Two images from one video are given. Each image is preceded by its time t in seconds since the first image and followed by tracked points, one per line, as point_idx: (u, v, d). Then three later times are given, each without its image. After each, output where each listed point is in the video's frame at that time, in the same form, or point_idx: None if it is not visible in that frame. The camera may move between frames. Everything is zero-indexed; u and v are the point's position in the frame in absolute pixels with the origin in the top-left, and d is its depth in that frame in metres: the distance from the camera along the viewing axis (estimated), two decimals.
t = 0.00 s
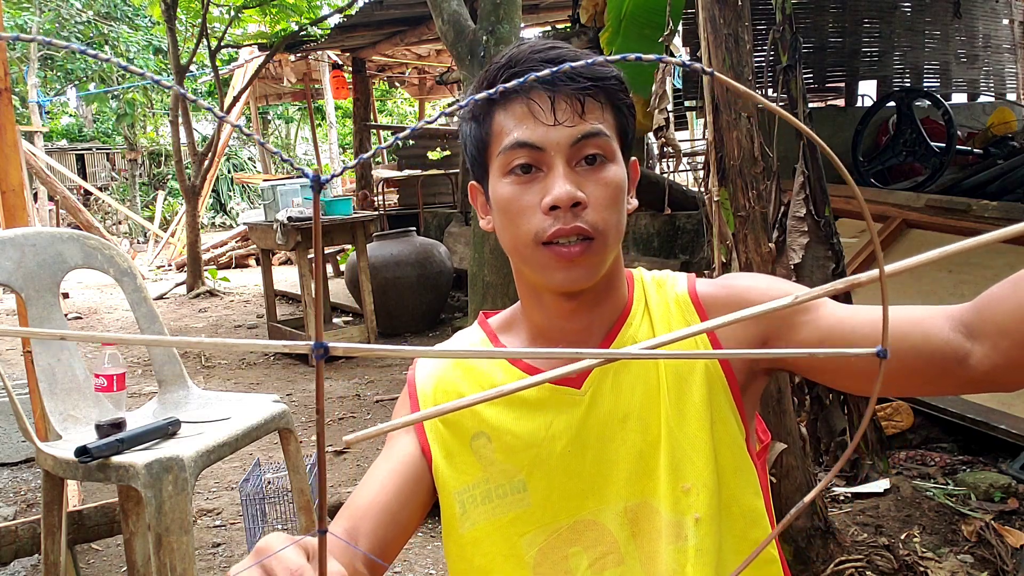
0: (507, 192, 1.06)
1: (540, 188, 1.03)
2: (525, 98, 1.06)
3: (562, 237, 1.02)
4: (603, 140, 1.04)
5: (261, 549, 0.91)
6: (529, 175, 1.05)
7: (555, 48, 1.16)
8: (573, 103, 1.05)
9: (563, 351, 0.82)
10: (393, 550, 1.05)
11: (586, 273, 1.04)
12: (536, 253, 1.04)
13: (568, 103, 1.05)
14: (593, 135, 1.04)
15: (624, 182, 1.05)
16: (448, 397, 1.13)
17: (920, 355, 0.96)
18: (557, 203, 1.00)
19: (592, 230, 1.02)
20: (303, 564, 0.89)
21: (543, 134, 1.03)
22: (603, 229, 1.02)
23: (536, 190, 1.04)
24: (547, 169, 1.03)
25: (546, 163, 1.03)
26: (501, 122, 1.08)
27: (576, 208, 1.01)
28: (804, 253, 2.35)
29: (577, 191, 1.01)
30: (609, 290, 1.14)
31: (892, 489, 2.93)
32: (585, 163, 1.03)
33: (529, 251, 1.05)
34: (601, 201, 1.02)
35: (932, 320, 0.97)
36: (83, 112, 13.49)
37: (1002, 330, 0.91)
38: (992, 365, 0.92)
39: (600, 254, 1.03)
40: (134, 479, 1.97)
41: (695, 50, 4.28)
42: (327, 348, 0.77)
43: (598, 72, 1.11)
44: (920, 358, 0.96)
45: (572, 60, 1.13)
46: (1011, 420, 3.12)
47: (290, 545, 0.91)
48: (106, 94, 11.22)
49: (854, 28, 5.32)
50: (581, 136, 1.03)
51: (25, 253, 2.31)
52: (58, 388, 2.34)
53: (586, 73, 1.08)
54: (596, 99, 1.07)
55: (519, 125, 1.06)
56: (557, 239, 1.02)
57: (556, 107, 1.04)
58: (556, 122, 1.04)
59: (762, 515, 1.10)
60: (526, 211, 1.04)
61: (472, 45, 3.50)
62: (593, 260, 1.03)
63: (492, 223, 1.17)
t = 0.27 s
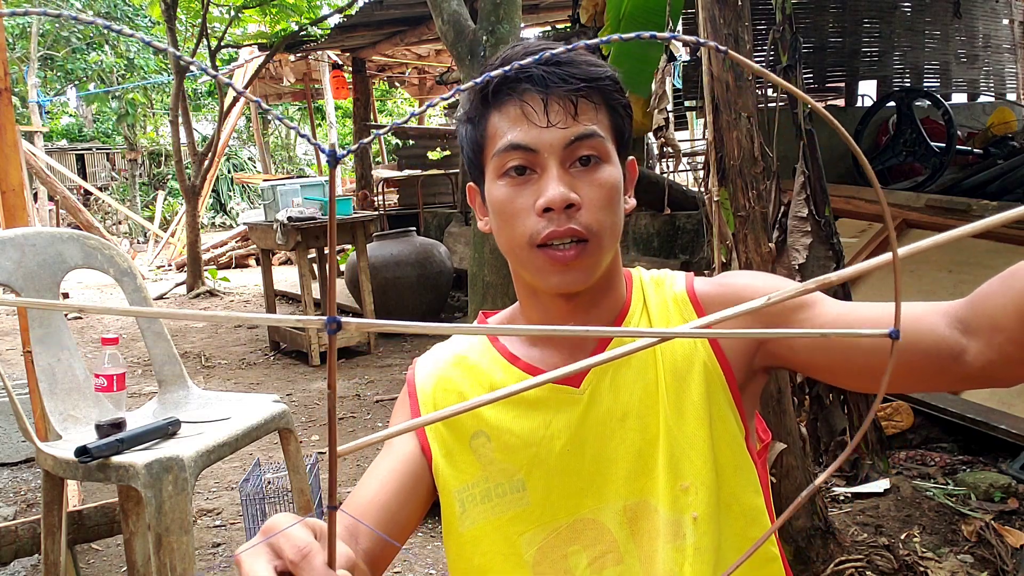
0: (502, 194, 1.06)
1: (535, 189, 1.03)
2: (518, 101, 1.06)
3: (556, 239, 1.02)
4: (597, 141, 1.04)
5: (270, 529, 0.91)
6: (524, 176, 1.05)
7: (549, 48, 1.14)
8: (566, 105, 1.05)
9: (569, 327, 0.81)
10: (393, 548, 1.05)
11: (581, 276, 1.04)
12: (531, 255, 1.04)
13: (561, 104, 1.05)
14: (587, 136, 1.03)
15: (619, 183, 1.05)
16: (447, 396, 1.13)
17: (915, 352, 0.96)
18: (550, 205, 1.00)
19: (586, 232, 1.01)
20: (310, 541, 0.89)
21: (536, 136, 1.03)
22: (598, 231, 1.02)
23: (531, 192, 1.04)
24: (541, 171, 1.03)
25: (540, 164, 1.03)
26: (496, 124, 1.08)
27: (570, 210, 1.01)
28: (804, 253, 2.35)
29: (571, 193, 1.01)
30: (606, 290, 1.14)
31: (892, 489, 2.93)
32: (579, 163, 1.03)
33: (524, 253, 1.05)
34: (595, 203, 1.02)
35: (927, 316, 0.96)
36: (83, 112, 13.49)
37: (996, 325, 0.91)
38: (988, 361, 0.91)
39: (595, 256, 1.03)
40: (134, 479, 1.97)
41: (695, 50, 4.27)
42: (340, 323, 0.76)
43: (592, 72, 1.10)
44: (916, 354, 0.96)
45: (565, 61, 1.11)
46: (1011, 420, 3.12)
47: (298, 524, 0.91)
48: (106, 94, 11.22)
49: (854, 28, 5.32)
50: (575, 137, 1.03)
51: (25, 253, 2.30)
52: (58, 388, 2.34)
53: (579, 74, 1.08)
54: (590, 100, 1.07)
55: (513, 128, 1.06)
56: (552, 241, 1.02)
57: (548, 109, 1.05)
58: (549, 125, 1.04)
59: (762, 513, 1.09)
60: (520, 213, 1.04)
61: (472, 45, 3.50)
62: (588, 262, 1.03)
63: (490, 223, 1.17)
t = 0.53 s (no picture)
0: (484, 201, 1.07)
1: (513, 197, 1.04)
2: (496, 110, 1.06)
3: (534, 246, 1.03)
4: (574, 146, 1.03)
5: (270, 524, 0.91)
6: (503, 184, 1.05)
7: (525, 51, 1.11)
8: (540, 111, 1.05)
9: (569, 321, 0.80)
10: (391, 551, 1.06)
11: (563, 282, 1.04)
12: (512, 263, 1.05)
13: (537, 110, 1.05)
14: (564, 142, 1.03)
15: (599, 187, 1.04)
16: (446, 397, 1.14)
17: (913, 351, 0.96)
18: (526, 213, 1.01)
19: (564, 240, 1.02)
20: (311, 536, 0.88)
21: (512, 144, 1.03)
22: (576, 237, 1.02)
23: (509, 199, 1.04)
24: (518, 178, 1.04)
25: (517, 172, 1.03)
26: (477, 132, 1.09)
27: (547, 217, 1.01)
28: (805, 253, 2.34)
29: (545, 201, 1.01)
30: (599, 292, 1.14)
31: (892, 489, 2.93)
32: (556, 170, 1.03)
33: (506, 260, 1.06)
34: (572, 209, 1.01)
35: (925, 316, 0.96)
36: (83, 112, 13.49)
37: (993, 324, 0.90)
38: (985, 361, 0.91)
39: (576, 263, 1.03)
40: (134, 479, 1.97)
41: (695, 50, 4.27)
42: (335, 319, 0.76)
43: (569, 75, 1.07)
44: (912, 353, 0.96)
45: (539, 63, 1.07)
46: (1011, 420, 3.12)
47: (298, 520, 0.91)
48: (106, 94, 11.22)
49: (854, 28, 5.32)
50: (550, 143, 1.03)
51: (25, 253, 2.30)
52: (58, 388, 2.34)
53: (555, 78, 1.06)
54: (569, 104, 1.06)
55: (491, 136, 1.06)
56: (531, 248, 1.03)
57: (523, 116, 1.04)
58: (523, 131, 1.04)
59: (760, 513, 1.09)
60: (501, 220, 1.04)
61: (472, 45, 3.50)
62: (569, 269, 1.03)
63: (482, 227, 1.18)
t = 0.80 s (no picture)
0: (479, 204, 1.07)
1: (509, 200, 1.04)
2: (490, 112, 1.06)
3: (530, 249, 1.03)
4: (569, 149, 1.03)
5: (271, 519, 0.91)
6: (499, 187, 1.05)
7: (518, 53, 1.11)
8: (535, 113, 1.05)
9: (568, 312, 0.80)
10: (390, 552, 1.06)
11: (560, 285, 1.04)
12: (508, 266, 1.05)
13: (531, 112, 1.05)
14: (560, 144, 1.03)
15: (595, 189, 1.04)
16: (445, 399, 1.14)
17: (912, 350, 0.96)
18: (521, 217, 1.01)
19: (560, 243, 1.02)
20: (314, 530, 0.89)
21: (507, 146, 1.03)
22: (572, 240, 1.02)
23: (505, 202, 1.04)
24: (513, 181, 1.03)
25: (513, 175, 1.03)
26: (472, 134, 1.09)
27: (543, 220, 1.01)
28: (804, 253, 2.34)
29: (541, 204, 1.01)
30: (597, 293, 1.14)
31: (892, 489, 2.93)
32: (552, 172, 1.03)
33: (503, 263, 1.06)
34: (567, 212, 1.01)
35: (924, 315, 0.97)
36: (83, 112, 13.49)
37: (992, 322, 0.90)
38: (984, 359, 0.91)
39: (573, 266, 1.03)
40: (134, 479, 1.97)
41: (695, 50, 4.27)
42: (337, 313, 0.75)
43: (562, 76, 1.07)
44: (912, 352, 0.96)
45: (531, 65, 1.07)
46: (1011, 419, 3.12)
47: (300, 514, 0.91)
48: (106, 94, 11.22)
49: (854, 27, 5.31)
50: (545, 146, 1.03)
51: (25, 253, 2.30)
52: (58, 388, 2.34)
53: (548, 80, 1.06)
54: (563, 105, 1.06)
55: (486, 139, 1.06)
56: (528, 251, 1.03)
57: (517, 119, 1.04)
58: (518, 134, 1.03)
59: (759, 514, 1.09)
60: (497, 224, 1.04)
61: (472, 45, 3.50)
62: (566, 272, 1.04)
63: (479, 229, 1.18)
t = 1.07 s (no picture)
0: (490, 200, 1.06)
1: (523, 195, 1.03)
2: (502, 108, 1.06)
3: (545, 245, 1.02)
4: (583, 145, 1.04)
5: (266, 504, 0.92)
6: (511, 182, 1.04)
7: (528, 52, 1.12)
8: (550, 109, 1.05)
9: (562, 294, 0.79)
10: (389, 550, 1.06)
11: (574, 280, 1.04)
12: (521, 261, 1.04)
13: (546, 109, 1.05)
14: (574, 139, 1.03)
15: (607, 185, 1.05)
16: (444, 399, 1.14)
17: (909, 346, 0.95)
18: (538, 211, 1.00)
19: (576, 237, 1.02)
20: (308, 514, 0.89)
21: (521, 141, 1.03)
22: (587, 235, 1.02)
23: (519, 197, 1.03)
24: (527, 176, 1.03)
25: (527, 170, 1.03)
26: (482, 131, 1.08)
27: (558, 215, 1.01)
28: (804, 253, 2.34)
29: (557, 198, 1.00)
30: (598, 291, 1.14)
31: (892, 489, 2.93)
32: (567, 167, 1.03)
33: (514, 259, 1.05)
34: (583, 207, 1.02)
35: (919, 311, 0.96)
36: (83, 112, 13.49)
37: (987, 313, 0.89)
38: (981, 351, 0.90)
39: (587, 261, 1.03)
40: (134, 479, 1.97)
41: (695, 50, 4.27)
42: (333, 295, 0.76)
43: (574, 74, 1.08)
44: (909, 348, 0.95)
45: (544, 63, 1.09)
46: (1011, 419, 3.12)
47: (295, 499, 0.91)
48: (106, 94, 11.22)
49: (854, 27, 5.31)
50: (560, 141, 1.03)
51: (25, 252, 2.29)
52: (58, 388, 2.34)
53: (562, 77, 1.07)
54: (576, 103, 1.07)
55: (498, 135, 1.05)
56: (543, 246, 1.02)
57: (532, 114, 1.04)
58: (534, 129, 1.04)
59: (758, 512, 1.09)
60: (510, 219, 1.04)
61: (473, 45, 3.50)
62: (580, 267, 1.03)
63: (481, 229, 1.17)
